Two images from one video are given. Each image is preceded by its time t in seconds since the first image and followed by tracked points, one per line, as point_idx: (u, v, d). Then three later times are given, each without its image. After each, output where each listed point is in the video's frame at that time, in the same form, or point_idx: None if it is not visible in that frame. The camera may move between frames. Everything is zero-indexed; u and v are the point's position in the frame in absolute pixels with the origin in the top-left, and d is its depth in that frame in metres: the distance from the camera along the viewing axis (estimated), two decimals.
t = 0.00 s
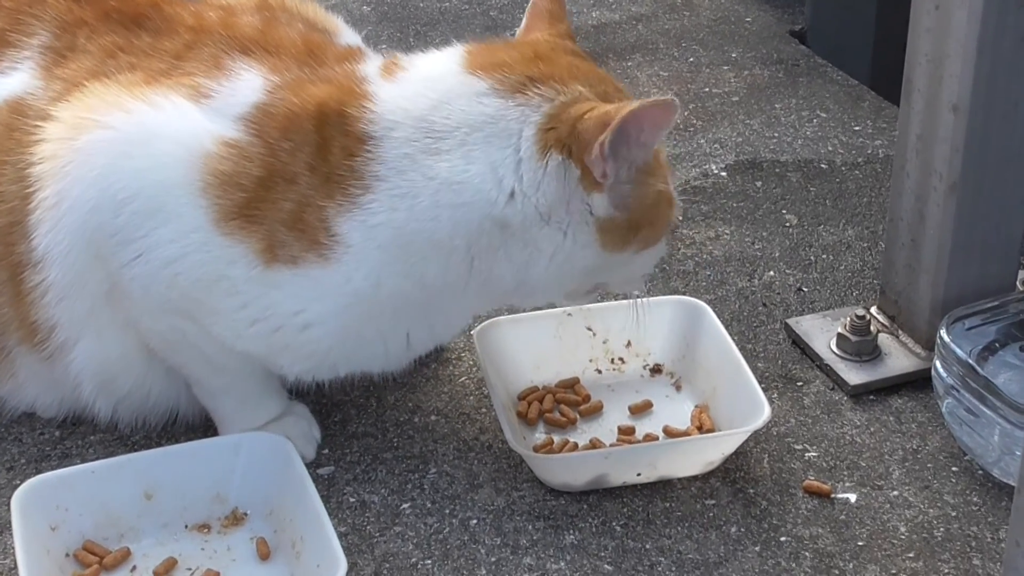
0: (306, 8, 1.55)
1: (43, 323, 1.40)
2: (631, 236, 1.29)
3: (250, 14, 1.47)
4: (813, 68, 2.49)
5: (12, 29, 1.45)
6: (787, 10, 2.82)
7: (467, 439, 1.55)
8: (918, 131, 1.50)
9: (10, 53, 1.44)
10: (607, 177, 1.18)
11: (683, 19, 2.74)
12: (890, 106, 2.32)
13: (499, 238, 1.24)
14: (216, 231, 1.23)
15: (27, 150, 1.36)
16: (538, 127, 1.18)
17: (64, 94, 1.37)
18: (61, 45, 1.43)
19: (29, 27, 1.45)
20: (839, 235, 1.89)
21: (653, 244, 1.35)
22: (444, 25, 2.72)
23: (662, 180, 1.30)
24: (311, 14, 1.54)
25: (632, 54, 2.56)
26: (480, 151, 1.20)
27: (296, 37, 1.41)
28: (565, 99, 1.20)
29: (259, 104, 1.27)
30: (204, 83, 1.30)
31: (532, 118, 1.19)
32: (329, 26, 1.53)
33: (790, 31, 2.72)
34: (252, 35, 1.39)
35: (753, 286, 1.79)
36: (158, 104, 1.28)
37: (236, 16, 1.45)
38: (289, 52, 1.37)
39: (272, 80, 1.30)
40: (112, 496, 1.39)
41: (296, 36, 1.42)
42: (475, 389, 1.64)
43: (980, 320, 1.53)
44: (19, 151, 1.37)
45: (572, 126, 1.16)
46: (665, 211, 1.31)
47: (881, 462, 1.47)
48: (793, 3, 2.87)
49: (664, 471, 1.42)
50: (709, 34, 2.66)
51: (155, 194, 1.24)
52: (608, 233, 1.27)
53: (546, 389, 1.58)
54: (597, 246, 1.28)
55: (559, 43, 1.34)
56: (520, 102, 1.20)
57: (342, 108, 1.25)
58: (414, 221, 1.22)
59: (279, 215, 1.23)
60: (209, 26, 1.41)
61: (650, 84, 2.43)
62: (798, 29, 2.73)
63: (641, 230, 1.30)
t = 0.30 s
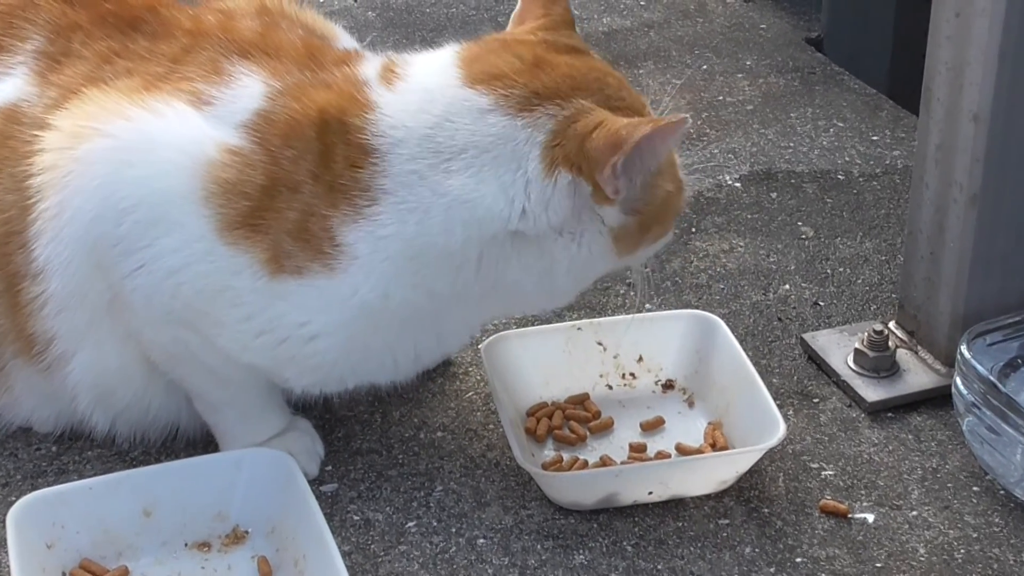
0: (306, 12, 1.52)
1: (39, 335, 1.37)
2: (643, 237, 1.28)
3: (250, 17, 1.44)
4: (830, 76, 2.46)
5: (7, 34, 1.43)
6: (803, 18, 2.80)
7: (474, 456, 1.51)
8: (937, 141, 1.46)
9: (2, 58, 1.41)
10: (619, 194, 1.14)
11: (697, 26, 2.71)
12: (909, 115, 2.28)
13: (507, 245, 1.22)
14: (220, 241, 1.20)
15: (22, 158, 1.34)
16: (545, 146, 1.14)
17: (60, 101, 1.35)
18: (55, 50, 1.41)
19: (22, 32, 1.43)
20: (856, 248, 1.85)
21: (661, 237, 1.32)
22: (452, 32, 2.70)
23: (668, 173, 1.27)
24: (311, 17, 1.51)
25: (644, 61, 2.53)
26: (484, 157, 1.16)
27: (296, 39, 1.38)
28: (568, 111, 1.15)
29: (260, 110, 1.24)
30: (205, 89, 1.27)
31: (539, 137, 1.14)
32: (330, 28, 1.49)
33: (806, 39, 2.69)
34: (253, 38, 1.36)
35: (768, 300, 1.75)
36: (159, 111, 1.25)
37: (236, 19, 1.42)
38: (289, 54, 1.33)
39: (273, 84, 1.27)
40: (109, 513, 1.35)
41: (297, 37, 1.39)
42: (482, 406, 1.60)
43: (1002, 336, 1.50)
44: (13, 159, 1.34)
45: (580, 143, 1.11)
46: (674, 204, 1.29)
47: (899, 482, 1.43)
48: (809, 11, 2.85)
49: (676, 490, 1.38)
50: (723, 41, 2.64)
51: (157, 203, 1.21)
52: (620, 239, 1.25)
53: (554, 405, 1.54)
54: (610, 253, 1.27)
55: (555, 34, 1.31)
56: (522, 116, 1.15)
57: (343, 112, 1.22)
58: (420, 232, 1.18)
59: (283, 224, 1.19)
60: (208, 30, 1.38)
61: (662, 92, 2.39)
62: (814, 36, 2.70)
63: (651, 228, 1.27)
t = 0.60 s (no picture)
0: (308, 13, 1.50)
1: (37, 337, 1.35)
2: (638, 241, 1.24)
3: (251, 17, 1.42)
4: (837, 79, 2.44)
5: (4, 32, 1.41)
6: (810, 20, 2.78)
7: (476, 461, 1.50)
8: (945, 145, 1.45)
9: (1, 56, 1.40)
10: (613, 190, 1.12)
11: (703, 28, 2.70)
12: (916, 118, 2.27)
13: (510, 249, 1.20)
14: (221, 242, 1.18)
15: (21, 158, 1.32)
16: (544, 134, 1.12)
17: (60, 100, 1.33)
18: (55, 49, 1.39)
19: (22, 30, 1.41)
20: (863, 253, 1.84)
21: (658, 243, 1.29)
22: (456, 32, 2.68)
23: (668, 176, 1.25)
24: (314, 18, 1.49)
25: (650, 63, 2.51)
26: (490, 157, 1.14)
27: (299, 39, 1.36)
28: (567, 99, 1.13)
29: (263, 110, 1.23)
30: (207, 89, 1.26)
31: (538, 124, 1.13)
32: (332, 28, 1.48)
33: (813, 41, 2.68)
34: (255, 38, 1.35)
35: (773, 305, 1.73)
36: (160, 111, 1.24)
37: (237, 18, 1.40)
38: (291, 55, 1.32)
39: (275, 84, 1.26)
40: (108, 518, 1.34)
41: (300, 37, 1.37)
42: (485, 410, 1.59)
43: (1010, 343, 1.49)
44: (12, 158, 1.33)
45: (579, 135, 1.10)
46: (672, 210, 1.26)
47: (906, 489, 1.41)
48: (817, 13, 2.83)
49: (680, 496, 1.36)
50: (730, 43, 2.62)
51: (158, 204, 1.19)
52: (614, 241, 1.22)
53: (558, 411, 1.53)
54: (600, 252, 1.23)
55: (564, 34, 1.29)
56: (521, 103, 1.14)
57: (345, 112, 1.20)
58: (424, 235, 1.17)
59: (286, 226, 1.18)
60: (210, 29, 1.37)
61: (667, 94, 2.38)
62: (822, 38, 2.69)
63: (647, 232, 1.25)
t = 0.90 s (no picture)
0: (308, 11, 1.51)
1: (37, 334, 1.35)
2: (632, 284, 1.21)
3: (251, 15, 1.42)
4: (834, 76, 2.45)
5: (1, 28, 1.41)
6: (806, 17, 2.79)
7: (474, 459, 1.50)
8: (942, 144, 1.45)
9: None
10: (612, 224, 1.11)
11: (699, 25, 2.70)
12: (912, 116, 2.27)
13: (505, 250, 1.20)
14: (222, 239, 1.18)
15: (19, 154, 1.32)
16: (560, 154, 1.13)
17: (58, 97, 1.33)
18: (52, 44, 1.39)
19: (19, 26, 1.41)
20: (860, 251, 1.84)
21: (657, 299, 1.26)
22: (452, 30, 2.68)
23: (680, 231, 1.22)
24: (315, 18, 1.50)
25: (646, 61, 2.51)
26: (498, 156, 1.15)
27: (300, 38, 1.37)
28: (589, 126, 1.15)
29: (265, 108, 1.23)
30: (209, 87, 1.26)
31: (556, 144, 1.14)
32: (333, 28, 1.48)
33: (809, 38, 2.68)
34: (256, 35, 1.35)
35: (770, 302, 1.74)
36: (163, 109, 1.24)
37: (238, 16, 1.41)
38: (293, 53, 1.32)
39: (278, 83, 1.26)
40: (106, 517, 1.34)
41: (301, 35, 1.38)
42: (482, 408, 1.59)
43: (1006, 340, 1.49)
44: (10, 153, 1.33)
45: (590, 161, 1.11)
46: (677, 266, 1.24)
47: (902, 487, 1.41)
48: (813, 10, 2.83)
49: (677, 494, 1.37)
50: (726, 41, 2.62)
51: (159, 201, 1.19)
52: (607, 275, 1.19)
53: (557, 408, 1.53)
54: (591, 284, 1.20)
55: (614, 75, 1.29)
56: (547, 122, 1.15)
57: (347, 112, 1.21)
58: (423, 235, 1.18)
59: (288, 222, 1.18)
60: (211, 25, 1.37)
61: (664, 92, 2.38)
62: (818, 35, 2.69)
63: (643, 277, 1.22)
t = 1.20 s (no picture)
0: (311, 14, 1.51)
1: (36, 335, 1.35)
2: (560, 290, 1.18)
3: (253, 14, 1.42)
4: (831, 79, 2.45)
5: None
6: (804, 20, 2.79)
7: (473, 462, 1.50)
8: (940, 146, 1.45)
9: None
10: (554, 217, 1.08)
11: (696, 28, 2.70)
12: (910, 119, 2.27)
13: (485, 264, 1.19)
14: (221, 240, 1.19)
15: (17, 154, 1.32)
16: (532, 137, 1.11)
17: (56, 98, 1.33)
18: (49, 45, 1.39)
19: (16, 27, 1.41)
20: (857, 254, 1.84)
21: (579, 322, 1.22)
22: (449, 33, 2.68)
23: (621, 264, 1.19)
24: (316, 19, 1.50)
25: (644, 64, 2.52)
26: (473, 137, 1.14)
27: (301, 36, 1.37)
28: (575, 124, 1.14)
29: (266, 109, 1.23)
30: (210, 87, 1.27)
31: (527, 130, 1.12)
32: (333, 29, 1.48)
33: (807, 41, 2.69)
34: (256, 34, 1.35)
35: (767, 305, 1.74)
36: (163, 110, 1.24)
37: (239, 15, 1.41)
38: (295, 52, 1.32)
39: (279, 83, 1.26)
40: (105, 520, 1.34)
41: (303, 34, 1.37)
42: (481, 412, 1.59)
43: (1004, 343, 1.50)
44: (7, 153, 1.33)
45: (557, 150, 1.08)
46: (604, 295, 1.20)
47: (901, 489, 1.42)
48: (810, 13, 2.84)
49: (676, 497, 1.37)
50: (723, 44, 2.63)
51: (159, 202, 1.19)
52: (539, 271, 1.16)
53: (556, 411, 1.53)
54: (524, 279, 1.17)
55: (625, 97, 1.26)
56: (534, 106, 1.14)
57: (347, 115, 1.21)
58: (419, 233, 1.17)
59: (286, 223, 1.19)
60: (210, 25, 1.37)
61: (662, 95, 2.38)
62: (815, 39, 2.70)
63: (578, 292, 1.19)
